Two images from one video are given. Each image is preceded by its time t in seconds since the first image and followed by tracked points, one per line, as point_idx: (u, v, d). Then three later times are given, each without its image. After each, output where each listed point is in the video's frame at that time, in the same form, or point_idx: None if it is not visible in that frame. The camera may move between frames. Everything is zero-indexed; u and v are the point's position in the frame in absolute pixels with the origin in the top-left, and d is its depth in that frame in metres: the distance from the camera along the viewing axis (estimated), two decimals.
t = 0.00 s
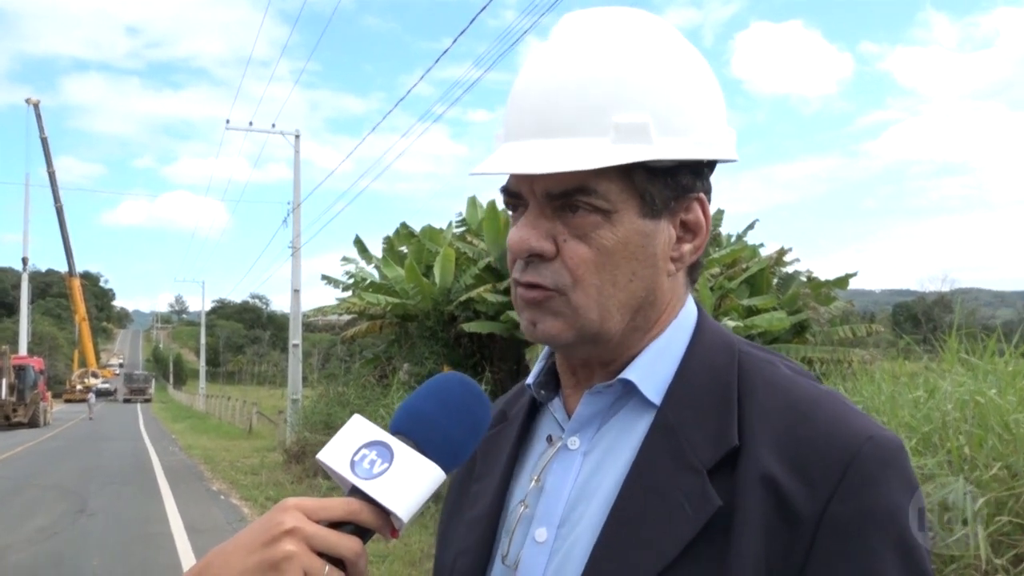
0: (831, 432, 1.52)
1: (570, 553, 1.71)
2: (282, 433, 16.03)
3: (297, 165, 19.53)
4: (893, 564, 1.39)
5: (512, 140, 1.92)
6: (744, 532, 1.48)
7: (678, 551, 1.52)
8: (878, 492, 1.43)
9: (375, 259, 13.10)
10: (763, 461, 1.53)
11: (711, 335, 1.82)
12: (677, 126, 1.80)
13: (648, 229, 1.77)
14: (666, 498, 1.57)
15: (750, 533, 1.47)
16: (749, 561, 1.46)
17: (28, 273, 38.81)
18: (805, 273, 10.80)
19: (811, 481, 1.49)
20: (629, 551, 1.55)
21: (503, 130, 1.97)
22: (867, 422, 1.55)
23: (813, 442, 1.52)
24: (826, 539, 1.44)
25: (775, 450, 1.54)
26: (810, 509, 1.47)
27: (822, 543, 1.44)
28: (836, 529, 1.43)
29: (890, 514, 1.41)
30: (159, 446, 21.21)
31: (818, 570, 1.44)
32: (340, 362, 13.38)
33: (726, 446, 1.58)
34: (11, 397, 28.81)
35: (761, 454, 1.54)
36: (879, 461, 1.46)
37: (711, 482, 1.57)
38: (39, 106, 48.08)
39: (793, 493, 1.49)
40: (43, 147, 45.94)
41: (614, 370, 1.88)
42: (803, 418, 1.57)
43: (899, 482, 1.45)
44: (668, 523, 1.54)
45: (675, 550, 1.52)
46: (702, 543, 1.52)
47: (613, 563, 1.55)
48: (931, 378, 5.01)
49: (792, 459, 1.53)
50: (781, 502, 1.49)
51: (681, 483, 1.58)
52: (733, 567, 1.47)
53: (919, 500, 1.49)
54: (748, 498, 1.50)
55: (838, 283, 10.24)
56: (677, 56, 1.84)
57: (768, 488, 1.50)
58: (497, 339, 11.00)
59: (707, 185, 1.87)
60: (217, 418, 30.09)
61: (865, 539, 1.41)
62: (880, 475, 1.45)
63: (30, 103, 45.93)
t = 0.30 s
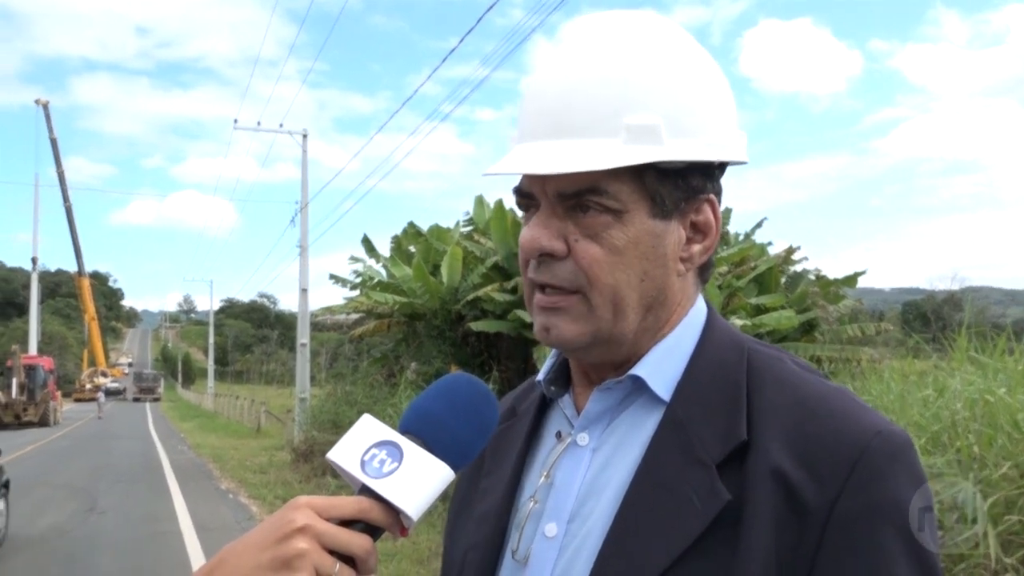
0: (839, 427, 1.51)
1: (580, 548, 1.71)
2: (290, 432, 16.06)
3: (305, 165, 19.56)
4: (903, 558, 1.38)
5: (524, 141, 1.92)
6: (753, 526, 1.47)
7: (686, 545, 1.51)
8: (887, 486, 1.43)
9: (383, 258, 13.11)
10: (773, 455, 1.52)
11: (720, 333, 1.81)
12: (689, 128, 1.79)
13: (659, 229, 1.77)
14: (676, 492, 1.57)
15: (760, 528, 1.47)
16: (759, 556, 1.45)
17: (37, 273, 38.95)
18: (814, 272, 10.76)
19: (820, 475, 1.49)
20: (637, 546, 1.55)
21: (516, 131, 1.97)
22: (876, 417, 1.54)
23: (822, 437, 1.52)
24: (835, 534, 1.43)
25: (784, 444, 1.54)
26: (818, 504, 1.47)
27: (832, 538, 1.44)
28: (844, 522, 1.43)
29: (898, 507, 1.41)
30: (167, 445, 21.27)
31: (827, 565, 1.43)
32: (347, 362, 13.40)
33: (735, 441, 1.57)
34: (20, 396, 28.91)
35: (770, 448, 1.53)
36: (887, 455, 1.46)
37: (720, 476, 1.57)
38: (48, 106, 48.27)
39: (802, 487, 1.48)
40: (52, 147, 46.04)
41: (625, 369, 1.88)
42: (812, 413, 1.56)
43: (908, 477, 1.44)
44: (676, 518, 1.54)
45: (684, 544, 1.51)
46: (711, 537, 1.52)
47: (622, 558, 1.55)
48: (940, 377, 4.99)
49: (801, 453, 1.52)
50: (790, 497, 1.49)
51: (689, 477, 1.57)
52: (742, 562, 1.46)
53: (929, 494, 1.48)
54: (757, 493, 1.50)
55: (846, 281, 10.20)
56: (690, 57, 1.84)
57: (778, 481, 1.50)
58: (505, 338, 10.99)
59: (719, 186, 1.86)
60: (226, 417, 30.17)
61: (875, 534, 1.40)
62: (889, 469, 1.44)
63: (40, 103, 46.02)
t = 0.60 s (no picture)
0: (845, 426, 1.53)
1: (586, 546, 1.73)
2: (295, 430, 16.10)
3: (309, 164, 19.60)
4: (908, 557, 1.40)
5: (531, 140, 1.94)
6: (759, 527, 1.49)
7: (692, 545, 1.53)
8: (891, 485, 1.45)
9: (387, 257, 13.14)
10: (777, 456, 1.54)
11: (725, 332, 1.83)
12: (695, 127, 1.81)
13: (666, 227, 1.80)
14: (681, 492, 1.59)
15: (765, 527, 1.49)
16: (764, 556, 1.47)
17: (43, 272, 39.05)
18: (817, 271, 10.76)
19: (824, 475, 1.51)
20: (644, 545, 1.57)
21: (520, 131, 1.99)
22: (879, 417, 1.56)
23: (827, 436, 1.54)
24: (840, 534, 1.45)
25: (789, 444, 1.56)
26: (823, 503, 1.49)
27: (836, 538, 1.46)
28: (849, 522, 1.45)
29: (903, 507, 1.43)
30: (172, 443, 21.32)
31: (831, 566, 1.45)
32: (352, 361, 13.43)
33: (740, 441, 1.59)
34: (27, 394, 29.00)
35: (776, 449, 1.55)
36: (891, 455, 1.48)
37: (726, 476, 1.59)
38: (53, 105, 48.36)
39: (806, 488, 1.50)
40: (57, 146, 46.15)
41: (631, 367, 1.90)
42: (816, 413, 1.58)
43: (913, 477, 1.46)
44: (682, 517, 1.56)
45: (690, 544, 1.53)
46: (716, 537, 1.54)
47: (629, 557, 1.57)
48: (944, 376, 5.00)
49: (806, 453, 1.54)
50: (794, 496, 1.51)
51: (695, 477, 1.59)
52: (748, 562, 1.48)
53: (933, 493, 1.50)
54: (763, 493, 1.52)
55: (850, 281, 10.21)
56: (696, 57, 1.85)
57: (782, 482, 1.52)
58: (509, 338, 11.01)
59: (723, 185, 1.89)
60: (231, 415, 30.22)
61: (879, 535, 1.42)
62: (892, 468, 1.46)
63: (46, 103, 46.11)
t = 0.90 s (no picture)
0: (847, 426, 1.53)
1: (590, 544, 1.73)
2: (296, 430, 16.09)
3: (311, 164, 19.60)
4: (908, 558, 1.40)
5: (538, 143, 1.93)
6: (760, 526, 1.49)
7: (693, 545, 1.53)
8: (892, 485, 1.45)
9: (388, 257, 13.14)
10: (779, 456, 1.54)
11: (729, 333, 1.83)
12: (704, 128, 1.81)
13: (677, 228, 1.80)
14: (683, 492, 1.59)
15: (766, 527, 1.49)
16: (764, 557, 1.47)
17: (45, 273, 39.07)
18: (819, 271, 10.75)
19: (826, 475, 1.51)
20: (645, 544, 1.57)
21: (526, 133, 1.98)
22: (881, 417, 1.56)
23: (829, 436, 1.54)
24: (840, 533, 1.45)
25: (791, 444, 1.56)
26: (823, 504, 1.49)
27: (836, 539, 1.46)
28: (849, 522, 1.45)
29: (904, 507, 1.43)
30: (173, 444, 21.31)
31: (831, 565, 1.45)
32: (353, 362, 13.43)
33: (743, 442, 1.59)
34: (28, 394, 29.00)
35: (778, 449, 1.55)
36: (892, 456, 1.47)
37: (728, 475, 1.59)
38: (56, 104, 48.39)
39: (807, 487, 1.50)
40: (59, 147, 46.14)
41: (638, 366, 1.90)
42: (819, 413, 1.58)
43: (914, 477, 1.46)
44: (685, 516, 1.56)
45: (691, 542, 1.53)
46: (717, 536, 1.54)
47: (629, 555, 1.57)
48: (946, 377, 4.99)
49: (808, 453, 1.54)
50: (795, 496, 1.51)
51: (697, 477, 1.59)
52: (749, 562, 1.48)
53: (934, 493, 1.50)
54: (765, 492, 1.52)
55: (851, 281, 10.20)
56: (702, 59, 1.86)
57: (783, 482, 1.52)
58: (510, 338, 11.00)
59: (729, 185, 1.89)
60: (232, 416, 30.23)
61: (879, 535, 1.42)
62: (893, 469, 1.46)
63: (48, 103, 46.11)
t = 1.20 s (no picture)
0: (852, 428, 1.53)
1: (595, 544, 1.73)
2: (296, 431, 16.08)
3: (311, 165, 19.62)
4: (913, 559, 1.40)
5: (533, 155, 1.94)
6: (764, 526, 1.49)
7: (698, 546, 1.53)
8: (897, 486, 1.44)
9: (388, 258, 13.14)
10: (784, 457, 1.54)
11: (731, 336, 1.83)
12: (697, 134, 1.81)
13: (673, 234, 1.79)
14: (687, 492, 1.59)
15: (770, 526, 1.49)
16: (769, 557, 1.47)
17: (46, 273, 39.04)
18: (819, 272, 10.75)
19: (830, 475, 1.50)
20: (650, 545, 1.57)
21: (522, 144, 1.99)
22: (885, 418, 1.56)
23: (834, 437, 1.53)
24: (845, 533, 1.45)
25: (796, 445, 1.55)
26: (828, 504, 1.48)
27: (841, 539, 1.45)
28: (855, 523, 1.45)
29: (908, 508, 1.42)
30: (174, 445, 21.29)
31: (837, 564, 1.45)
32: (354, 363, 13.44)
33: (747, 443, 1.59)
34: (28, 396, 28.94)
35: (782, 451, 1.55)
36: (896, 456, 1.47)
37: (733, 477, 1.59)
38: (56, 105, 48.30)
39: (812, 487, 1.50)
40: (59, 148, 46.05)
41: (640, 371, 1.90)
42: (823, 414, 1.58)
43: (917, 477, 1.46)
44: (689, 518, 1.56)
45: (696, 543, 1.53)
46: (722, 536, 1.54)
47: (632, 557, 1.57)
48: (946, 377, 4.99)
49: (812, 454, 1.54)
50: (799, 497, 1.51)
51: (702, 479, 1.59)
52: (754, 562, 1.48)
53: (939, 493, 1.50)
54: (769, 493, 1.52)
55: (851, 281, 10.19)
56: (694, 65, 1.86)
57: (788, 483, 1.52)
58: (510, 339, 11.00)
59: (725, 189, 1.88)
60: (232, 417, 30.22)
61: (884, 534, 1.42)
62: (898, 468, 1.46)
63: (48, 104, 45.95)
